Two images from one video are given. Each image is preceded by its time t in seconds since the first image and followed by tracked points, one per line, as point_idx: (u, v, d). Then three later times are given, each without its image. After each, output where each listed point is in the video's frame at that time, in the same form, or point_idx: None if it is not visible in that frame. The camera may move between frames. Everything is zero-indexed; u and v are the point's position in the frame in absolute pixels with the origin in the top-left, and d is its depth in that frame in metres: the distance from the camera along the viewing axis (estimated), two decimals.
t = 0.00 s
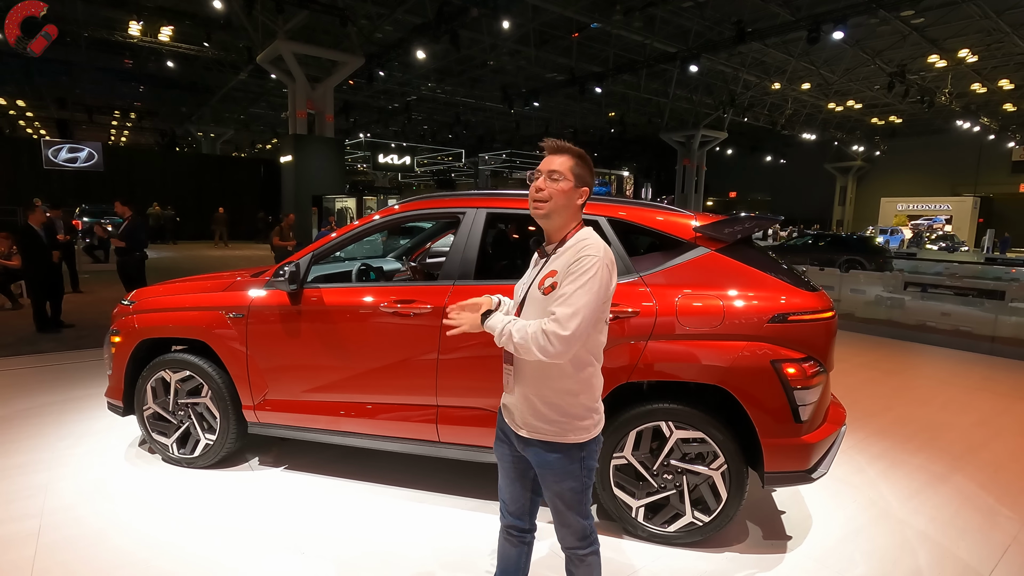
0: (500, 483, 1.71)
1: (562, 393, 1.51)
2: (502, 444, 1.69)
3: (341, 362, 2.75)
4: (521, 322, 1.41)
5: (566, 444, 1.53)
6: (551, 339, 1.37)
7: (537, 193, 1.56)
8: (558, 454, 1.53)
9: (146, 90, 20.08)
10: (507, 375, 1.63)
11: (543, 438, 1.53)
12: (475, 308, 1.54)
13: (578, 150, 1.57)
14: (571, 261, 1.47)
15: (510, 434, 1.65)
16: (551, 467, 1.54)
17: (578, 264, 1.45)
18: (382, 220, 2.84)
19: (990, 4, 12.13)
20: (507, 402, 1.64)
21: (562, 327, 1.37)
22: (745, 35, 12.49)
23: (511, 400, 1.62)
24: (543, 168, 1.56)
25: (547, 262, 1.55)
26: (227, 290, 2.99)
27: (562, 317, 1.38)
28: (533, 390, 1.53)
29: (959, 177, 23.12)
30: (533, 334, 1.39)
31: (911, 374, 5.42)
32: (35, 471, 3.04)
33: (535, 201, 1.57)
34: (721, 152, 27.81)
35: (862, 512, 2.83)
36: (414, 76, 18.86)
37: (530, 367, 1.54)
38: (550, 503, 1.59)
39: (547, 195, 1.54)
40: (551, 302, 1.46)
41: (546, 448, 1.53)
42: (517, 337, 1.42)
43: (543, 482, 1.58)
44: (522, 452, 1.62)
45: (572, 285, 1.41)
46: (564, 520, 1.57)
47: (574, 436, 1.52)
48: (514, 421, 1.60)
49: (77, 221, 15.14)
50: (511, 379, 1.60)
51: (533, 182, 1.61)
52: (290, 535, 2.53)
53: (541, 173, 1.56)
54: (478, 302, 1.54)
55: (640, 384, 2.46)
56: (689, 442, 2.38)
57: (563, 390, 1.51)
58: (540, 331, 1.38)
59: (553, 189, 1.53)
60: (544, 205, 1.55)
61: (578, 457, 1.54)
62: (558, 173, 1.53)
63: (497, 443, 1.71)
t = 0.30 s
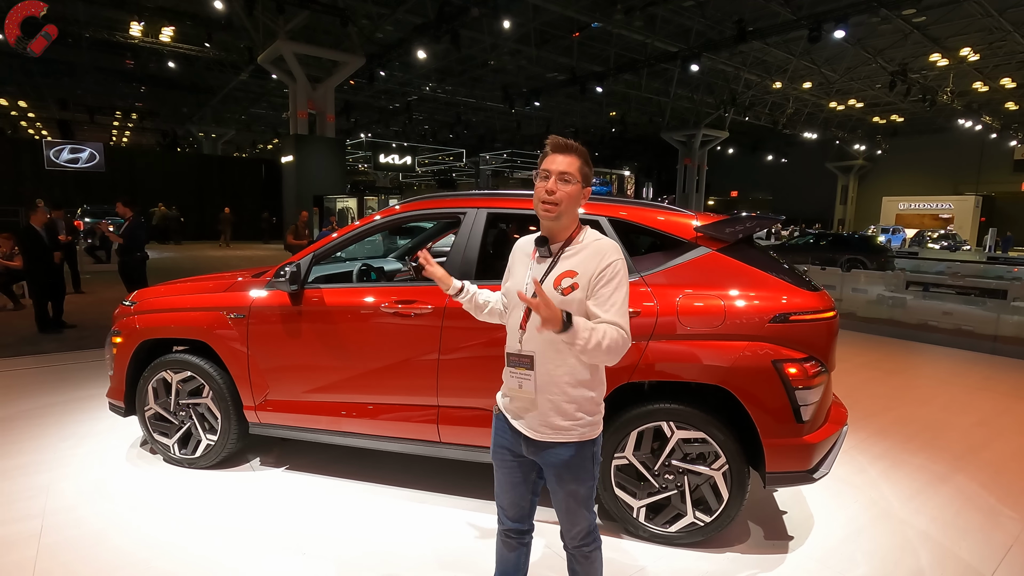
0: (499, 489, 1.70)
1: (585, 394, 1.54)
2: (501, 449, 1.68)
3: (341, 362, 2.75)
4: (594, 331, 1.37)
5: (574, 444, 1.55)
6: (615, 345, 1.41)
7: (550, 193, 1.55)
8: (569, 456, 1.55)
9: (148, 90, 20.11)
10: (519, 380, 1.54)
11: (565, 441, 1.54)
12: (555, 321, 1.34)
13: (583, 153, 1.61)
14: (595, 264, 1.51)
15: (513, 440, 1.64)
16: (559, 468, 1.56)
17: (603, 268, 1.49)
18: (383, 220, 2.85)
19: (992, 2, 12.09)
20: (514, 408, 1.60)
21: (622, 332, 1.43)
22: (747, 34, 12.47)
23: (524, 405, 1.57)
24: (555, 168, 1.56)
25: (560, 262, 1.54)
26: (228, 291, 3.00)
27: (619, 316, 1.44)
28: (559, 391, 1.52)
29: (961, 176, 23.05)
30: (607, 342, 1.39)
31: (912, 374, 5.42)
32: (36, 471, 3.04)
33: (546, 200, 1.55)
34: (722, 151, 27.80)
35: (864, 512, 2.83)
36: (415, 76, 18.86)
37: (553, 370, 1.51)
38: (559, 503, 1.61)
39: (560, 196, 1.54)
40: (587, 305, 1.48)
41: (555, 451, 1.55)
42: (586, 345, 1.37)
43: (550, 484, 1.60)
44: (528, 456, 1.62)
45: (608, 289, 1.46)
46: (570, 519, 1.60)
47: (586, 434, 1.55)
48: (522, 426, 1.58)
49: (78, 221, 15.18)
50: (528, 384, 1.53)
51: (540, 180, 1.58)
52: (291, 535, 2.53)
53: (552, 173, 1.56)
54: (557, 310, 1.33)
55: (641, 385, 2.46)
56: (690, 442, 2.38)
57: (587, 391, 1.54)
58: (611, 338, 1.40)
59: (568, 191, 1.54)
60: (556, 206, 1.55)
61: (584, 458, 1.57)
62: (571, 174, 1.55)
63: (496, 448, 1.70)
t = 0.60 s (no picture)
0: (500, 491, 1.70)
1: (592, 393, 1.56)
2: (501, 451, 1.67)
3: (341, 362, 2.76)
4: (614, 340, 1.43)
5: (580, 442, 1.57)
6: (629, 345, 1.48)
7: (550, 195, 1.54)
8: (575, 454, 1.56)
9: (149, 91, 20.14)
10: (528, 384, 1.50)
11: (574, 440, 1.56)
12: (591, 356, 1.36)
13: (578, 151, 1.61)
14: (599, 264, 1.54)
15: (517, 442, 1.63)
16: (565, 467, 1.57)
17: (610, 269, 1.53)
18: (384, 219, 2.85)
19: None
20: (520, 411, 1.58)
21: (633, 332, 1.50)
22: (748, 32, 12.45)
23: (531, 407, 1.55)
24: (554, 170, 1.55)
25: (562, 264, 1.54)
26: (229, 291, 3.00)
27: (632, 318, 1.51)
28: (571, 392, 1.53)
29: (963, 175, 22.95)
30: (625, 346, 1.45)
31: (915, 373, 5.41)
32: (38, 471, 3.05)
33: (547, 202, 1.54)
34: (724, 150, 27.76)
35: (865, 512, 2.82)
36: (416, 76, 18.86)
37: (564, 373, 1.53)
38: (564, 501, 1.62)
39: (560, 197, 1.54)
40: (597, 307, 1.52)
41: (560, 450, 1.56)
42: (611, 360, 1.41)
43: (554, 483, 1.61)
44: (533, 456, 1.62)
45: (615, 289, 1.51)
46: (573, 517, 1.61)
47: (592, 432, 1.58)
48: (528, 427, 1.58)
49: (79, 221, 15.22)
50: (539, 387, 1.50)
51: (539, 181, 1.57)
52: (290, 536, 2.52)
53: (551, 174, 1.55)
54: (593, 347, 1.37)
55: (642, 384, 2.46)
56: (691, 442, 2.38)
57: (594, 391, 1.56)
58: (627, 341, 1.46)
59: (568, 192, 1.55)
60: (557, 206, 1.54)
61: (588, 457, 1.59)
62: (569, 175, 1.56)
63: (497, 451, 1.68)
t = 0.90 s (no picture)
0: (496, 491, 1.70)
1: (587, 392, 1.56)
2: (498, 451, 1.66)
3: (342, 362, 2.76)
4: (574, 334, 1.43)
5: (577, 441, 1.57)
6: (614, 344, 1.48)
7: (550, 192, 1.54)
8: (572, 451, 1.57)
9: (150, 91, 20.17)
10: (526, 381, 1.51)
11: (570, 436, 1.56)
12: (526, 338, 1.41)
13: (580, 151, 1.61)
14: (596, 263, 1.56)
15: (513, 440, 1.62)
16: (562, 465, 1.58)
17: (604, 267, 1.55)
18: (384, 219, 2.84)
19: None
20: (518, 412, 1.58)
21: (619, 331, 1.49)
22: (749, 31, 12.42)
23: (527, 405, 1.56)
24: (556, 168, 1.55)
25: (562, 263, 1.55)
26: (230, 291, 3.00)
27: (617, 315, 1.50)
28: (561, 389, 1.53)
29: (965, 174, 22.85)
30: (603, 340, 1.44)
31: (916, 372, 5.41)
32: (40, 471, 3.06)
33: (547, 199, 1.54)
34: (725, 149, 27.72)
35: (866, 511, 2.81)
36: (417, 76, 18.86)
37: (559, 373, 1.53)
38: (560, 500, 1.62)
39: (560, 195, 1.55)
40: (590, 305, 1.53)
41: (558, 448, 1.57)
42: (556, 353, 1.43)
43: (550, 480, 1.61)
44: (530, 454, 1.62)
45: (608, 287, 1.52)
46: (571, 515, 1.62)
47: (588, 430, 1.58)
48: (526, 426, 1.58)
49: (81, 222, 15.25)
50: (537, 385, 1.51)
51: (538, 179, 1.57)
52: (290, 535, 2.52)
53: (552, 172, 1.55)
54: (528, 329, 1.42)
55: (642, 383, 2.45)
56: (691, 441, 2.37)
57: (585, 388, 1.56)
58: (604, 337, 1.45)
59: (568, 191, 1.55)
60: (555, 205, 1.54)
61: (585, 455, 1.60)
62: (570, 174, 1.56)
63: (492, 451, 1.68)
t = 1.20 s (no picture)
0: (492, 490, 1.70)
1: (584, 390, 1.57)
2: (493, 450, 1.66)
3: (342, 361, 2.75)
4: (574, 347, 1.44)
5: (571, 438, 1.57)
6: (611, 345, 1.50)
7: (543, 192, 1.54)
8: (567, 449, 1.57)
9: (152, 92, 20.20)
10: (522, 381, 1.52)
11: (566, 432, 1.56)
12: (529, 357, 1.41)
13: (571, 151, 1.61)
14: (590, 261, 1.56)
15: (509, 440, 1.62)
16: (556, 463, 1.57)
17: (599, 266, 1.55)
18: (384, 218, 2.84)
19: None
20: (514, 412, 1.58)
21: (619, 332, 1.51)
22: (750, 30, 12.41)
23: (525, 406, 1.56)
24: (548, 167, 1.55)
25: (556, 262, 1.54)
26: (230, 291, 2.99)
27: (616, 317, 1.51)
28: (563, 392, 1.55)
29: (966, 173, 22.79)
30: (602, 345, 1.46)
31: (919, 371, 5.40)
32: (41, 471, 3.06)
33: (539, 199, 1.54)
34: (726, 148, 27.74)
35: (867, 510, 2.81)
36: (417, 75, 18.86)
37: (558, 377, 1.53)
38: (556, 497, 1.62)
39: (553, 195, 1.55)
40: (588, 306, 1.53)
41: (552, 446, 1.56)
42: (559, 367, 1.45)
43: (546, 478, 1.61)
44: (525, 453, 1.62)
45: (604, 288, 1.53)
46: (568, 513, 1.62)
47: (584, 427, 1.59)
48: (520, 425, 1.58)
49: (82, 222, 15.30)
50: (531, 385, 1.52)
51: (531, 179, 1.57)
52: (289, 535, 2.52)
53: (545, 173, 1.55)
54: (532, 347, 1.41)
55: (641, 382, 2.45)
56: (691, 440, 2.37)
57: (582, 387, 1.57)
58: (604, 341, 1.47)
59: (561, 191, 1.55)
60: (549, 204, 1.54)
61: (580, 453, 1.59)
62: (562, 173, 1.56)
63: (488, 451, 1.68)
